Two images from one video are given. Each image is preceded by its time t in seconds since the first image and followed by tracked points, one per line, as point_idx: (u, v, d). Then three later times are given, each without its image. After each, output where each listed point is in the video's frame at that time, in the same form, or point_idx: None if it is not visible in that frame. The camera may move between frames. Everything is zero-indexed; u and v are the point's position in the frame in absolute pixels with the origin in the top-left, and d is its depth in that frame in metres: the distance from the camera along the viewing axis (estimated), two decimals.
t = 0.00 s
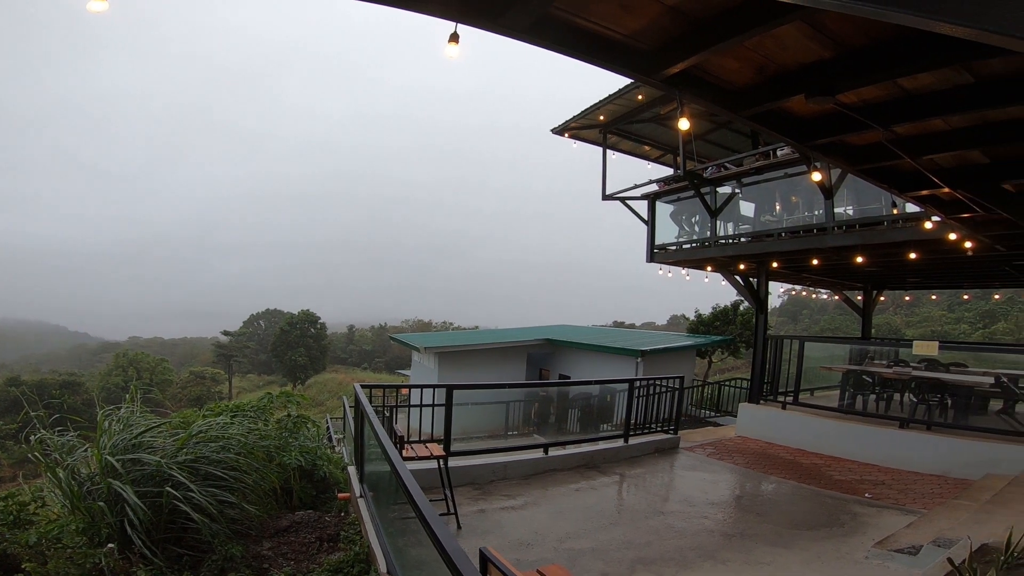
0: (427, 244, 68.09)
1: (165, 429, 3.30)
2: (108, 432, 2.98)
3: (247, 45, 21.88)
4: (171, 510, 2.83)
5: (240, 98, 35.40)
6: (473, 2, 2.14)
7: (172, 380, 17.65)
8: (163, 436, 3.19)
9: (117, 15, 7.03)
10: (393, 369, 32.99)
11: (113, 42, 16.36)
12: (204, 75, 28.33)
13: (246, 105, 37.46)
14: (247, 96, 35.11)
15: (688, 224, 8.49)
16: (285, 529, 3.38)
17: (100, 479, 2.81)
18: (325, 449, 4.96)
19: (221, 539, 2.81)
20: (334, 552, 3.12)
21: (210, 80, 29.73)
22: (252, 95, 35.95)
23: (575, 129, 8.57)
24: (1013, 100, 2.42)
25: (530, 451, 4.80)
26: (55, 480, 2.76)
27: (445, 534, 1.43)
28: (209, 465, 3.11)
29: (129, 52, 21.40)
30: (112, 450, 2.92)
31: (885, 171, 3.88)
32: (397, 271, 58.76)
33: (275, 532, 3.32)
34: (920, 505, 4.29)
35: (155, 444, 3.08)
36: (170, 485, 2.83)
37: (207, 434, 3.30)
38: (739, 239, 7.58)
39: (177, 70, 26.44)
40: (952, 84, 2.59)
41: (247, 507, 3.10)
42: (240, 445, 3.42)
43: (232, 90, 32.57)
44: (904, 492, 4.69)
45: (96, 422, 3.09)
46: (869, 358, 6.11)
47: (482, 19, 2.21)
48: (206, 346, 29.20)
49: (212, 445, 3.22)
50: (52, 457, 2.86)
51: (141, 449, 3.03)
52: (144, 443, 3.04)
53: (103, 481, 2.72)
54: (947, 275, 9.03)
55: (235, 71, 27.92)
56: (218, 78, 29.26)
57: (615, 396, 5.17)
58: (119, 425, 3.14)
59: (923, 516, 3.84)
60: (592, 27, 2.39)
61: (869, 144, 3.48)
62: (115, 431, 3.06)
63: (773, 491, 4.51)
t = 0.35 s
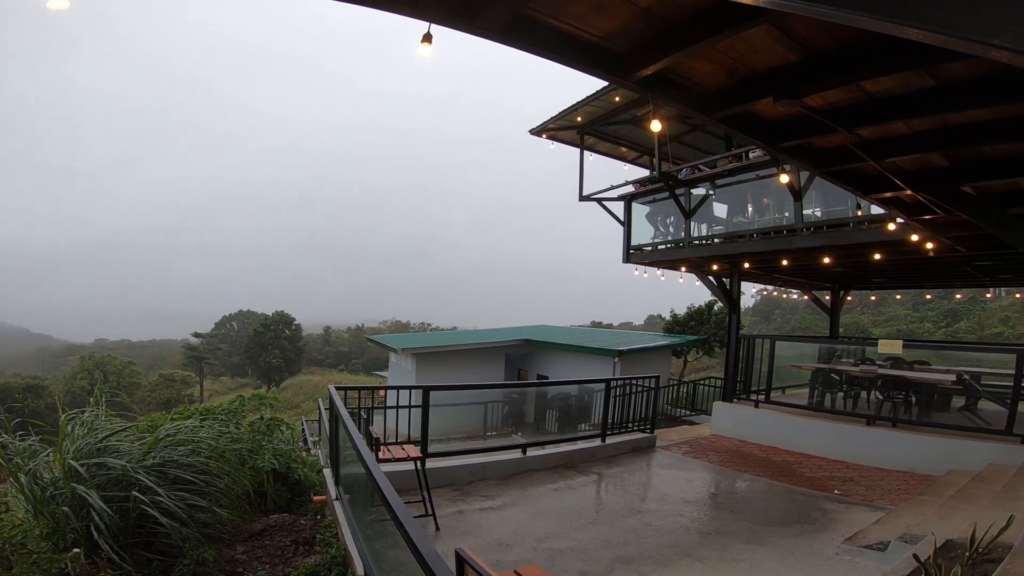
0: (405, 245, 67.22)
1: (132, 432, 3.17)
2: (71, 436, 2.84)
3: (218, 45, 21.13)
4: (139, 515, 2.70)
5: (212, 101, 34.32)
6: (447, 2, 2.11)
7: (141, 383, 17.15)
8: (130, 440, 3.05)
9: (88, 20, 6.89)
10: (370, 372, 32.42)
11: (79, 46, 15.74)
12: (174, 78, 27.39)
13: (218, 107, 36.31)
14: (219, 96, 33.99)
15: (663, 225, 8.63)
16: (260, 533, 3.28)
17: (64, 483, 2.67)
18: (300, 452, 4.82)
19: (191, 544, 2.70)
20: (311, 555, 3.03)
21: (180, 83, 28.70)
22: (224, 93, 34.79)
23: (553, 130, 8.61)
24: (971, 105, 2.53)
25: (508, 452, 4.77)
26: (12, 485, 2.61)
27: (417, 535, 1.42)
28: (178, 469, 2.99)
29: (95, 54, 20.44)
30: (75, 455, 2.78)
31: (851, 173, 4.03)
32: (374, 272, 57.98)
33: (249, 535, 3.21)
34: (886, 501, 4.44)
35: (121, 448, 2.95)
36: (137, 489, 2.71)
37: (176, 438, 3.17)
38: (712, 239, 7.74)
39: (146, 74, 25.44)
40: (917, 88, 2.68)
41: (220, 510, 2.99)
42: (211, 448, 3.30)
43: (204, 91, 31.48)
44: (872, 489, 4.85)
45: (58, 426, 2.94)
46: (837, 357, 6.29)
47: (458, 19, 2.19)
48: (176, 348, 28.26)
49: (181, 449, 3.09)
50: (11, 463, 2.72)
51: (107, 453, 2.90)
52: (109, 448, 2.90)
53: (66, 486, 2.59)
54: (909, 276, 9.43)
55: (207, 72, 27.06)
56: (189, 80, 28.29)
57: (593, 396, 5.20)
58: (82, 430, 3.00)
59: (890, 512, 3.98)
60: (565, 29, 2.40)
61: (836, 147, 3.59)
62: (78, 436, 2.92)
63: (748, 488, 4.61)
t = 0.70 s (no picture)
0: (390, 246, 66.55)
1: (108, 436, 3.08)
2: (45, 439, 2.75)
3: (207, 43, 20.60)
4: (118, 519, 2.63)
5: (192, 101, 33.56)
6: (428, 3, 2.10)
7: (119, 386, 16.71)
8: (107, 444, 2.97)
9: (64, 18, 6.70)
10: (356, 374, 32.03)
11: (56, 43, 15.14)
12: (156, 77, 26.66)
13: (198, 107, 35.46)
14: (199, 96, 33.22)
15: (647, 226, 8.71)
16: (243, 535, 3.20)
17: (38, 488, 2.59)
18: (282, 454, 4.73)
19: (172, 548, 2.64)
20: (295, 558, 2.98)
21: (164, 82, 27.99)
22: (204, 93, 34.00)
23: (538, 132, 8.64)
24: (941, 107, 2.61)
25: (493, 454, 4.75)
26: None
27: (398, 535, 1.41)
28: (156, 472, 2.91)
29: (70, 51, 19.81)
30: (50, 459, 2.69)
31: (829, 174, 4.12)
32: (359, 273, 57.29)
33: (232, 538, 3.13)
34: (866, 499, 4.53)
35: (97, 452, 2.86)
36: (114, 493, 2.64)
37: (154, 441, 3.09)
38: (695, 240, 7.84)
39: (123, 72, 24.74)
40: (891, 90, 2.74)
41: (201, 513, 2.92)
42: (190, 452, 3.21)
43: (182, 91, 30.66)
44: (851, 486, 4.95)
45: (31, 430, 2.85)
46: (816, 356, 6.42)
47: (441, 20, 2.17)
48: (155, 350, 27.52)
49: (159, 452, 3.01)
50: None
51: (84, 457, 2.83)
52: (85, 452, 2.83)
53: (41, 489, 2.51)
54: (885, 276, 9.68)
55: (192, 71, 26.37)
56: (173, 80, 27.58)
57: (577, 396, 5.21)
58: (57, 433, 2.92)
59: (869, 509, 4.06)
60: (548, 29, 2.39)
61: (813, 147, 3.66)
62: (52, 439, 2.84)
63: (731, 487, 4.67)
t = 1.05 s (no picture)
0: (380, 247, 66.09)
1: (91, 440, 3.01)
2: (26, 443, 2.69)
3: (194, 42, 20.00)
4: (101, 523, 2.58)
5: (177, 102, 32.99)
6: (410, 5, 2.08)
7: (104, 389, 16.28)
8: (90, 448, 2.91)
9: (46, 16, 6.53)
10: (345, 376, 31.68)
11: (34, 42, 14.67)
12: (141, 76, 25.97)
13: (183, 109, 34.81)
14: (185, 97, 32.66)
15: (635, 227, 8.76)
16: (229, 538, 3.14)
17: (19, 491, 2.53)
18: (269, 457, 4.66)
19: (157, 551, 2.59)
20: (282, 561, 2.93)
21: (149, 81, 27.32)
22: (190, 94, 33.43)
23: (527, 133, 8.67)
24: (920, 109, 2.66)
25: (482, 455, 4.73)
26: None
27: (386, 535, 1.40)
28: (140, 476, 2.84)
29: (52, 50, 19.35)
30: (32, 463, 2.64)
31: (813, 175, 4.19)
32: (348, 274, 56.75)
33: (218, 542, 3.07)
34: (851, 497, 4.60)
35: (78, 455, 2.80)
36: (97, 496, 2.58)
37: (139, 443, 3.03)
38: (682, 241, 7.91)
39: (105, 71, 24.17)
40: (871, 92, 2.79)
41: (187, 517, 2.85)
42: (175, 454, 3.15)
43: (167, 92, 30.10)
44: (837, 485, 5.03)
45: (11, 434, 2.79)
46: (802, 355, 6.51)
47: (424, 22, 2.16)
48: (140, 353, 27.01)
49: (143, 455, 2.93)
50: None
51: (65, 461, 2.77)
52: (66, 455, 2.76)
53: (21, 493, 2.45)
54: (868, 277, 9.86)
55: (179, 71, 25.72)
56: (158, 79, 26.92)
57: (566, 397, 5.21)
58: (38, 437, 2.86)
59: (854, 507, 4.12)
60: (532, 30, 2.39)
61: (796, 149, 3.71)
62: (34, 443, 2.78)
63: (719, 486, 4.71)
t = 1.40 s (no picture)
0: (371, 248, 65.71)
1: (77, 443, 2.95)
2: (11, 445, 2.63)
3: (187, 47, 19.85)
4: (89, 527, 2.53)
5: (165, 103, 32.48)
6: (394, 7, 2.07)
7: (90, 392, 15.97)
8: (77, 450, 2.85)
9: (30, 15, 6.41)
10: (336, 378, 31.35)
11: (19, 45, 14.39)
12: (132, 79, 25.72)
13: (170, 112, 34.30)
14: (174, 100, 32.20)
15: (626, 228, 8.80)
16: (219, 541, 3.09)
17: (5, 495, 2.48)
18: (259, 459, 4.61)
19: (145, 554, 2.55)
20: (273, 563, 2.89)
21: (139, 84, 27.05)
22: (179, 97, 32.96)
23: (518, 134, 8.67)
24: (903, 111, 2.70)
25: (474, 457, 4.71)
26: None
27: (374, 539, 1.39)
28: (128, 479, 2.80)
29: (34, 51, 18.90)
30: (18, 466, 2.58)
31: (800, 176, 4.24)
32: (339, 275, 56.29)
33: (207, 545, 3.02)
34: (839, 495, 4.65)
35: (65, 459, 2.74)
36: (84, 500, 2.53)
37: (126, 446, 2.97)
38: (672, 241, 7.96)
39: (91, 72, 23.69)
40: (854, 94, 2.82)
41: (176, 520, 2.81)
42: (163, 457, 3.09)
43: (156, 94, 29.67)
44: (825, 483, 5.08)
45: None
46: (791, 355, 6.57)
47: (410, 24, 2.15)
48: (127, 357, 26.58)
49: (131, 458, 2.88)
50: None
51: (50, 465, 2.71)
52: (52, 458, 2.70)
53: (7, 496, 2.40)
54: (855, 277, 9.99)
55: (171, 75, 25.51)
56: (149, 83, 26.66)
57: (558, 398, 5.20)
58: (24, 441, 2.80)
59: (843, 505, 4.17)
60: (518, 32, 2.39)
61: (784, 149, 3.74)
62: (19, 446, 2.72)
63: (709, 486, 4.74)
